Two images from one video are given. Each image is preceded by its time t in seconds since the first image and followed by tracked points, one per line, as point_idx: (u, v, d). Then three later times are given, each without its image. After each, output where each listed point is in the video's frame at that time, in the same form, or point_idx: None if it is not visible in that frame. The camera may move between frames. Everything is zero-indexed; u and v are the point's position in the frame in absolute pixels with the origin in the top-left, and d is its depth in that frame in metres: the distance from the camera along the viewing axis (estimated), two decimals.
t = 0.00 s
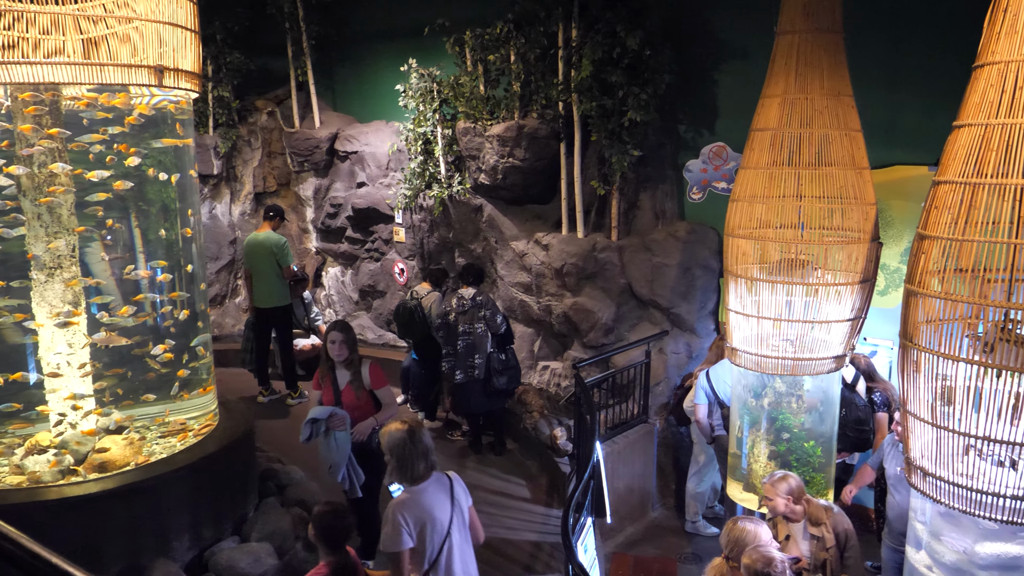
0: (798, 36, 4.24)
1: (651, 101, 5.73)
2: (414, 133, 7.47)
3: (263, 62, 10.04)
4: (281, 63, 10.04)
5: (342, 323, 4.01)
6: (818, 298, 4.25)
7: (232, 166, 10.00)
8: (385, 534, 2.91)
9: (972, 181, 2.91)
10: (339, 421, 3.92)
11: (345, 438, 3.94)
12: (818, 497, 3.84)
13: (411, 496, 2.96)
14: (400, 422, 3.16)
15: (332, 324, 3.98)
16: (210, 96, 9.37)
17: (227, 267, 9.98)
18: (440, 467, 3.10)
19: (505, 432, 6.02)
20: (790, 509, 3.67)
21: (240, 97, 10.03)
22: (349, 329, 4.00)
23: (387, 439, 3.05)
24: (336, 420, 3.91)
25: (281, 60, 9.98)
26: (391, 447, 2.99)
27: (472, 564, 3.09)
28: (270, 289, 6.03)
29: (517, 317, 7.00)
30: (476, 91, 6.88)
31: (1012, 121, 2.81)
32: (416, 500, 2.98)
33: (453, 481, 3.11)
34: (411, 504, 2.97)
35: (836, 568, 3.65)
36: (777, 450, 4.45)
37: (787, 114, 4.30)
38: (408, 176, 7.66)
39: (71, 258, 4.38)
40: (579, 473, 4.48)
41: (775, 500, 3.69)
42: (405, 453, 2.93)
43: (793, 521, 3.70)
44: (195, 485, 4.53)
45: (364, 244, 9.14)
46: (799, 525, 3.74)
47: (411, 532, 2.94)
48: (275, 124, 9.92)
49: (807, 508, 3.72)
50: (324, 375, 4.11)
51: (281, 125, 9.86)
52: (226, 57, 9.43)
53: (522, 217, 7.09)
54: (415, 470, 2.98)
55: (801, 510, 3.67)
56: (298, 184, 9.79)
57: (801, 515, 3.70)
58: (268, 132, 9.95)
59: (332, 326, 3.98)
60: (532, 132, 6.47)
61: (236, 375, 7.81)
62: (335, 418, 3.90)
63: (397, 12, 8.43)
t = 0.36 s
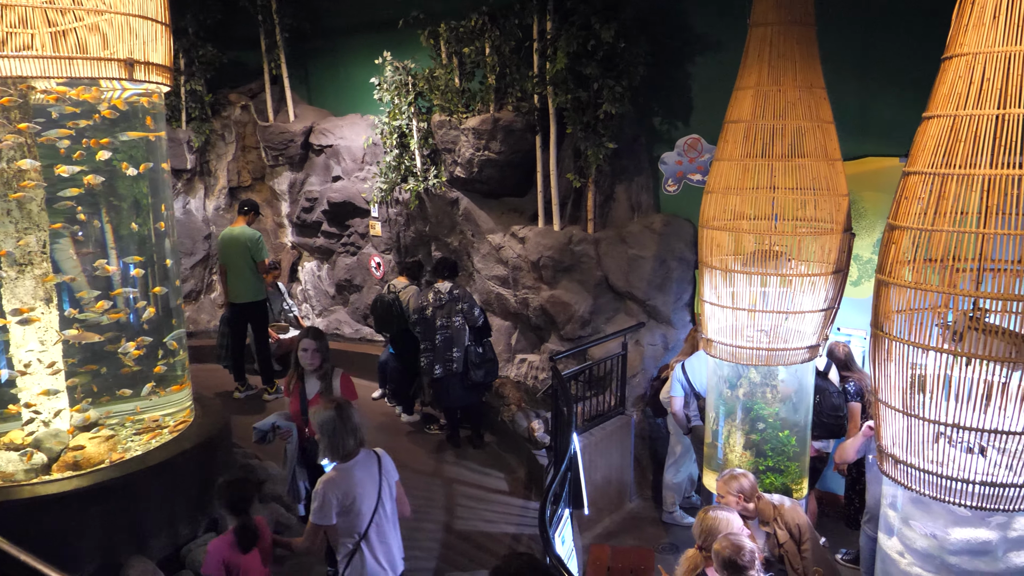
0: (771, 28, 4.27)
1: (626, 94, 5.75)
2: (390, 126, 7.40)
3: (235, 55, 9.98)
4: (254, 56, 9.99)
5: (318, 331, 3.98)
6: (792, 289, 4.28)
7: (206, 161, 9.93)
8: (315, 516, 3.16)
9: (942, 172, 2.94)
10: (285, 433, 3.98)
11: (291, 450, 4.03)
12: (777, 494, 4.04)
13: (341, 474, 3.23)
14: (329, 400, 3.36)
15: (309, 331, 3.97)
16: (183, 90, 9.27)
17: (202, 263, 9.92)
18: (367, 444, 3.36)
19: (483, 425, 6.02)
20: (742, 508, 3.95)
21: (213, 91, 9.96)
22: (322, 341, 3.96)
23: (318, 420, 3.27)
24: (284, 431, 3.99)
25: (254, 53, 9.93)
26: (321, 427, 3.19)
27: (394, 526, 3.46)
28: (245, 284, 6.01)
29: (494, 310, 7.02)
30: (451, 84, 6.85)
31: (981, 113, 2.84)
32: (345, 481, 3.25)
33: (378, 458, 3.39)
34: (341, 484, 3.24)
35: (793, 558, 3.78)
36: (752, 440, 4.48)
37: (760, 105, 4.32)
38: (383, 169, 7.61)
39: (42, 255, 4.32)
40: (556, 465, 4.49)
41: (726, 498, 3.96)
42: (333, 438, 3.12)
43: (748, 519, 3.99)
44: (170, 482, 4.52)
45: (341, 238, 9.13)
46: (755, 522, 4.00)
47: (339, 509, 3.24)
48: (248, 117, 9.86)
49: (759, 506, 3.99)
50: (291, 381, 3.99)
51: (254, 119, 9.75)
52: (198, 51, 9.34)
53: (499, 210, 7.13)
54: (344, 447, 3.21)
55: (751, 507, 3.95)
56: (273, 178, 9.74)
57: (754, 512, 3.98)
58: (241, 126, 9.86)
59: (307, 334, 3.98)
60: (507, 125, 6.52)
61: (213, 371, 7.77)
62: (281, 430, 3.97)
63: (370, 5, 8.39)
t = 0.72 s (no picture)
0: (744, 17, 4.30)
1: (601, 82, 5.77)
2: (365, 116, 7.38)
3: (209, 44, 9.88)
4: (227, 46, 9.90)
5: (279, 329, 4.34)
6: (767, 276, 4.32)
7: (179, 151, 9.84)
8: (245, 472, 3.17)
9: (910, 159, 2.98)
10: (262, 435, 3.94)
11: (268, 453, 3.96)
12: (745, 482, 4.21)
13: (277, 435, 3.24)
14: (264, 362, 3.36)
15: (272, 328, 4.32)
16: (155, 80, 9.13)
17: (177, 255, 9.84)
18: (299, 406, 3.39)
19: (460, 415, 6.03)
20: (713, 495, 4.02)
21: (186, 81, 9.85)
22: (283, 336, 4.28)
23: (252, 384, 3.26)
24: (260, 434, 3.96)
25: (227, 43, 9.85)
26: (257, 392, 3.20)
27: (322, 486, 3.53)
28: (220, 275, 5.96)
29: (471, 300, 7.02)
30: (427, 73, 6.88)
31: (949, 100, 2.87)
32: (278, 441, 3.28)
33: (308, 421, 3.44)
34: (273, 444, 3.27)
35: (761, 543, 4.00)
36: (728, 426, 4.52)
37: (733, 93, 4.35)
38: (360, 159, 7.60)
39: (13, 247, 4.30)
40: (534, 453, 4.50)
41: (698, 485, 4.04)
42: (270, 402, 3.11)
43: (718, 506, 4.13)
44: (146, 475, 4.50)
45: (317, 228, 9.03)
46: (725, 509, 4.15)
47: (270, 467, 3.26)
48: (223, 107, 9.76)
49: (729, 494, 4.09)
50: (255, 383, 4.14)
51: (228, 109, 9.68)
52: (170, 39, 9.23)
53: (475, 199, 7.07)
54: (280, 409, 3.24)
55: (721, 496, 4.03)
56: (248, 169, 9.68)
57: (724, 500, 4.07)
58: (215, 116, 9.78)
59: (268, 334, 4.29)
60: (483, 114, 6.49)
61: (188, 363, 7.72)
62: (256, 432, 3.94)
63: None
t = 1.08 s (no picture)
0: (719, 2, 4.31)
1: (577, 68, 5.77)
2: (341, 102, 7.31)
3: (182, 30, 9.77)
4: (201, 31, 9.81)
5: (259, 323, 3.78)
6: (743, 260, 4.36)
7: (153, 139, 9.75)
8: (171, 445, 3.14)
9: (880, 142, 3.01)
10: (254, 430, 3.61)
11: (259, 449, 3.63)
12: (720, 465, 4.26)
13: (204, 415, 3.21)
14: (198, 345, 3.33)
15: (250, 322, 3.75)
16: (127, 66, 9.04)
17: (152, 243, 9.77)
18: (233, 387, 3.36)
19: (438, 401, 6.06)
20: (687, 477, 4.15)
21: (159, 67, 9.75)
22: (264, 330, 3.75)
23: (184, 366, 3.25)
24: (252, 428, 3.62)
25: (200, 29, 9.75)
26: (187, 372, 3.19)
27: (260, 470, 3.45)
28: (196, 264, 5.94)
29: (449, 286, 7.04)
30: (402, 58, 6.81)
31: (919, 85, 2.91)
32: (209, 416, 3.24)
33: (246, 398, 3.39)
34: (205, 418, 3.23)
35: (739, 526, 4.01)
36: (704, 410, 4.54)
37: (708, 78, 4.37)
38: (335, 146, 7.51)
39: None
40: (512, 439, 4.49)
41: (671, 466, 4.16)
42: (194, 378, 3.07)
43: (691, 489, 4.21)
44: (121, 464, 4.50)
45: (293, 216, 9.06)
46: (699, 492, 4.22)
47: (199, 442, 3.21)
48: (197, 94, 9.70)
49: (702, 475, 4.20)
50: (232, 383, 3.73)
51: (202, 96, 9.59)
52: (142, 26, 9.20)
53: (452, 185, 7.08)
54: (210, 390, 3.25)
55: (694, 478, 4.17)
56: (223, 156, 9.62)
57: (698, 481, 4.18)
58: (189, 103, 9.72)
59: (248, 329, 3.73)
60: (459, 100, 6.45)
61: (165, 353, 7.70)
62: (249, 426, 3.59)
63: None
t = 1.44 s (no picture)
0: None
1: (556, 52, 5.76)
2: (318, 87, 7.28)
3: (156, 14, 9.66)
4: (176, 15, 9.70)
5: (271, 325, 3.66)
6: (722, 244, 4.39)
7: (128, 125, 9.65)
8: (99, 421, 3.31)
9: (853, 125, 3.03)
10: (271, 434, 3.70)
11: (276, 452, 3.75)
12: (695, 446, 4.31)
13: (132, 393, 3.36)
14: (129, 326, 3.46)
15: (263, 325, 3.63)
16: (101, 51, 8.94)
17: (128, 230, 9.71)
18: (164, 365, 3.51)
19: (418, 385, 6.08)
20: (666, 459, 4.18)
21: (134, 52, 9.64)
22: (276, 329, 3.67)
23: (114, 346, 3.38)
24: (269, 431, 3.70)
25: (175, 13, 9.65)
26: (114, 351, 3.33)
27: (195, 446, 3.61)
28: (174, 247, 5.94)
29: (428, 271, 7.06)
30: (380, 43, 6.76)
31: (892, 67, 2.93)
32: (137, 393, 3.39)
33: (177, 376, 3.53)
34: (133, 396, 3.38)
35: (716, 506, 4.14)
36: (683, 393, 4.58)
37: (684, 61, 4.38)
38: (313, 132, 7.50)
39: None
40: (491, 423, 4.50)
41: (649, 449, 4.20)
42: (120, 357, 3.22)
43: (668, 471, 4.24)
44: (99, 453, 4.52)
45: (271, 202, 9.11)
46: (676, 473, 4.27)
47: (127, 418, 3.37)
48: (173, 79, 9.62)
49: (680, 457, 4.24)
50: (245, 385, 3.62)
51: (178, 81, 9.55)
52: (115, 9, 9.00)
53: (431, 171, 7.13)
54: (138, 369, 3.38)
55: (672, 460, 4.21)
56: (200, 142, 9.57)
57: (677, 463, 4.22)
58: (165, 88, 9.62)
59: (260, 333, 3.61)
60: (437, 85, 6.43)
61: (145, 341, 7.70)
62: (266, 430, 3.67)
63: None
